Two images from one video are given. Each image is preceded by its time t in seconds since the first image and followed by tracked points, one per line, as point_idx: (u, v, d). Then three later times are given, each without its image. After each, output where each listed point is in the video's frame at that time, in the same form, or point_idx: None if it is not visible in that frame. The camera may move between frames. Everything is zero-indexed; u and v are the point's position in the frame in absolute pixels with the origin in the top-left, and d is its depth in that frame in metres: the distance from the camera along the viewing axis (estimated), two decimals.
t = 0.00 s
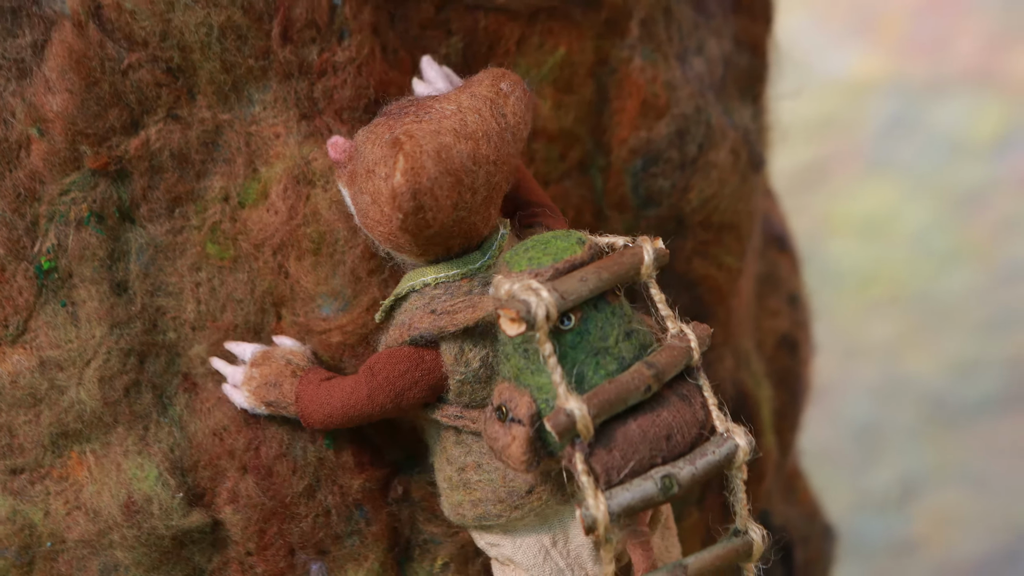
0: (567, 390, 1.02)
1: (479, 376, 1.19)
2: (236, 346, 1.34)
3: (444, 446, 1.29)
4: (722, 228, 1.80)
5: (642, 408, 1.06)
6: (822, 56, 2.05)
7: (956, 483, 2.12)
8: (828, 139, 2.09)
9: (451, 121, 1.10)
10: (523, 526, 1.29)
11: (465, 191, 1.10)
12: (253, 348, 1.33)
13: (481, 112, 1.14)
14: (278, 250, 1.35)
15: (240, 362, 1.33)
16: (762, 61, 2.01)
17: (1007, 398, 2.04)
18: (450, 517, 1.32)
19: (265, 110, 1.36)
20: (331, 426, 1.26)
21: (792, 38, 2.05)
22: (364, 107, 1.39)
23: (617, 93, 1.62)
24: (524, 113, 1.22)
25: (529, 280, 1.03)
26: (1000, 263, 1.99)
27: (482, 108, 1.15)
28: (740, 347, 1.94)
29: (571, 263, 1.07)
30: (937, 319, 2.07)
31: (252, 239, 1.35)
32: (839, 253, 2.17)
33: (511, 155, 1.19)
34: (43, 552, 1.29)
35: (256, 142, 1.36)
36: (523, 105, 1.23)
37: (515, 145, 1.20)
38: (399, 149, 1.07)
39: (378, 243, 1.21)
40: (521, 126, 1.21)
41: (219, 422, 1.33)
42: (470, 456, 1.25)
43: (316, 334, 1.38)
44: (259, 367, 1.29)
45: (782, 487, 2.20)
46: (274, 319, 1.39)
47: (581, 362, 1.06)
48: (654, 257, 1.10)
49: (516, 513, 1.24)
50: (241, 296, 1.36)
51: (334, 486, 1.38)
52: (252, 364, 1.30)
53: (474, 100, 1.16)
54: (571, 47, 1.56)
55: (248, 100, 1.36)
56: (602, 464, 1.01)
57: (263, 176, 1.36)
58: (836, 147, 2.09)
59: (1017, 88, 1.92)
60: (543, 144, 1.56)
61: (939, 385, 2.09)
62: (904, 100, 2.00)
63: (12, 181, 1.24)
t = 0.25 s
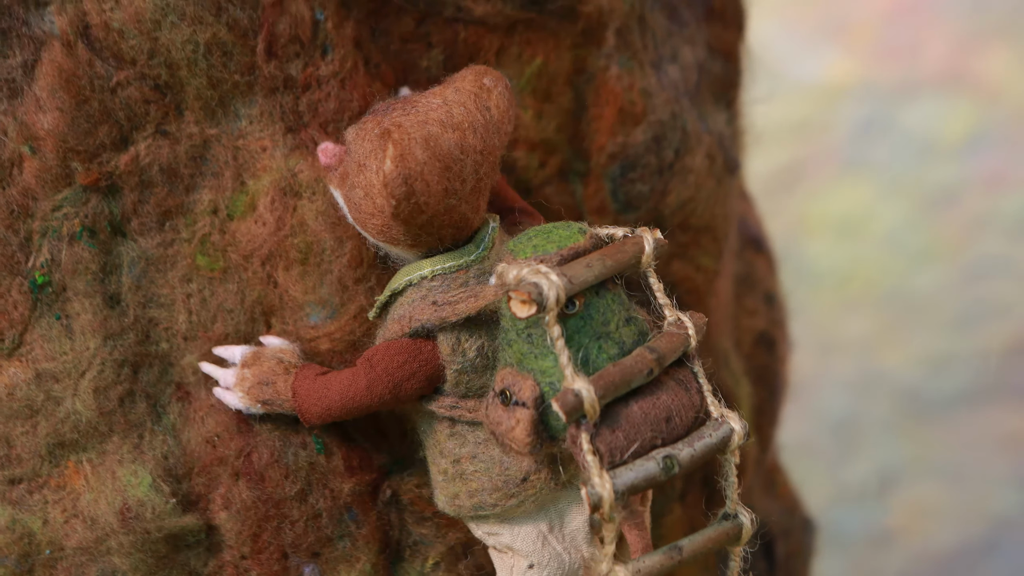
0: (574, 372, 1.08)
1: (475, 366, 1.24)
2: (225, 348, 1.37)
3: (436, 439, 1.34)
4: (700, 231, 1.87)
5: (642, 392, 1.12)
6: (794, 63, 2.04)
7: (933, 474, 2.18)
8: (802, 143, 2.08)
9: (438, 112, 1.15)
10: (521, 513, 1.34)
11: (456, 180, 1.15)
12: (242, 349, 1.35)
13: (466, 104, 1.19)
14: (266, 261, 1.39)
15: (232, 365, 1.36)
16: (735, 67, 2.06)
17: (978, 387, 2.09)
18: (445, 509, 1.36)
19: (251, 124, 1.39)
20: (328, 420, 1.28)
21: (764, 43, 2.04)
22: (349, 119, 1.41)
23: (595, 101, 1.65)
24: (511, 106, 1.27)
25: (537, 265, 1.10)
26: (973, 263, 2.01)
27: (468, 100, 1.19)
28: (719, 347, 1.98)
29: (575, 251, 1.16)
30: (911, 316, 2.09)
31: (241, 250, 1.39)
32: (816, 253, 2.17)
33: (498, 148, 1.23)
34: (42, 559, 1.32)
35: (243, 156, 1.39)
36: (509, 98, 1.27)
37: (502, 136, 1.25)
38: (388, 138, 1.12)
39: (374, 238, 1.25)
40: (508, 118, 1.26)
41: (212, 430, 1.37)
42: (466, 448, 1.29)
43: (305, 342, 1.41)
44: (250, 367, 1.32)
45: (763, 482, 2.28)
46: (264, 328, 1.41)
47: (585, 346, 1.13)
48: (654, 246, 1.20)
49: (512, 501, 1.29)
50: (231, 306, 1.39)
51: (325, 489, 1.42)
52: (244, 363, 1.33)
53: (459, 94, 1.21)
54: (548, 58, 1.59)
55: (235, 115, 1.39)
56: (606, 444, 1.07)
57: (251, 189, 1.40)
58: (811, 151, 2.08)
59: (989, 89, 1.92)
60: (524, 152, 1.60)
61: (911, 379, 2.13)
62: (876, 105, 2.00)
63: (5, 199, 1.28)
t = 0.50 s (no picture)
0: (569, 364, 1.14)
1: (468, 373, 1.28)
2: (220, 363, 1.40)
3: (431, 448, 1.38)
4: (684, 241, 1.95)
5: (635, 383, 1.18)
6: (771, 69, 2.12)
7: (913, 480, 2.22)
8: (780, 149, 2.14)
9: (421, 125, 1.20)
10: (515, 517, 1.37)
11: (443, 188, 1.20)
12: (237, 363, 1.39)
13: (447, 116, 1.24)
14: (261, 276, 1.43)
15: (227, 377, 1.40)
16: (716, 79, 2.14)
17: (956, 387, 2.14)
18: (440, 517, 1.39)
19: (244, 143, 1.43)
20: (324, 430, 1.32)
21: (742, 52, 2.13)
22: (339, 137, 1.46)
23: (580, 116, 1.72)
24: (490, 116, 1.32)
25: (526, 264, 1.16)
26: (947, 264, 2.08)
27: (448, 113, 1.25)
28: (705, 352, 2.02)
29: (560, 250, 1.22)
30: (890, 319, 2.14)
31: (236, 267, 1.42)
32: (798, 258, 2.20)
33: (481, 157, 1.28)
34: (46, 572, 1.35)
35: (236, 175, 1.43)
36: (487, 109, 1.32)
37: (483, 147, 1.30)
38: (376, 151, 1.17)
39: (365, 254, 1.30)
40: (487, 130, 1.31)
41: (211, 442, 1.40)
42: (461, 454, 1.33)
43: (299, 355, 1.44)
44: (247, 380, 1.36)
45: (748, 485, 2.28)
46: (260, 342, 1.45)
47: (578, 342, 1.20)
48: (637, 241, 1.26)
49: (506, 506, 1.31)
50: (227, 321, 1.42)
51: (322, 499, 1.45)
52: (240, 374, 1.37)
53: (439, 107, 1.26)
54: (533, 74, 1.65)
55: (228, 135, 1.42)
56: (605, 433, 1.12)
57: (245, 207, 1.43)
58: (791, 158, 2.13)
59: (961, 96, 2.01)
60: (511, 167, 1.64)
61: (892, 383, 2.17)
62: (852, 109, 2.07)
63: (4, 220, 1.31)
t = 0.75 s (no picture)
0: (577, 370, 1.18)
1: (471, 379, 1.33)
2: (224, 366, 1.43)
3: (437, 453, 1.41)
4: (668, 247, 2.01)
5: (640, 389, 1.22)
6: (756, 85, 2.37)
7: (895, 481, 2.40)
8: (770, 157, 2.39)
9: (420, 137, 1.25)
10: (518, 520, 1.40)
11: (444, 199, 1.24)
12: (242, 367, 1.42)
13: (444, 129, 1.29)
14: (255, 289, 1.46)
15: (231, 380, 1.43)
16: (697, 89, 2.38)
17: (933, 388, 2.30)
18: (444, 520, 1.42)
19: (238, 158, 1.46)
20: (329, 438, 1.34)
21: (728, 67, 2.39)
22: (330, 151, 1.50)
23: (565, 128, 1.78)
24: (481, 128, 1.37)
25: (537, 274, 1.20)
26: (920, 269, 2.28)
27: (445, 126, 1.30)
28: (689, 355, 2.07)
29: (568, 259, 1.27)
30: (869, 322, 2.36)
31: (231, 279, 1.45)
32: (783, 262, 2.48)
33: (475, 168, 1.32)
34: None
35: (230, 191, 1.46)
36: (480, 122, 1.38)
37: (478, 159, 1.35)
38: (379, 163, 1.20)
39: (368, 264, 1.33)
40: (480, 142, 1.36)
41: (210, 452, 1.43)
42: (464, 458, 1.36)
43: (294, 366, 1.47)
44: (250, 386, 1.38)
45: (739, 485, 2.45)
46: (255, 352, 1.47)
47: (585, 349, 1.24)
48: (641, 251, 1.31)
49: (510, 509, 1.35)
50: (223, 333, 1.45)
51: (318, 505, 1.48)
52: (246, 380, 1.40)
53: (437, 120, 1.31)
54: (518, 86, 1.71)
55: (221, 150, 1.46)
56: (613, 438, 1.15)
57: (239, 221, 1.46)
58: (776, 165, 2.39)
59: (936, 102, 2.17)
60: (498, 178, 1.70)
61: (869, 380, 2.39)
62: (835, 120, 2.29)
63: (3, 238, 1.34)
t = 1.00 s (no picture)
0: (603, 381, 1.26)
1: (488, 385, 1.40)
2: (245, 354, 1.48)
3: (447, 459, 1.47)
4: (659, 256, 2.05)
5: (658, 401, 1.35)
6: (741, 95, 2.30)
7: (884, 484, 2.18)
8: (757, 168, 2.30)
9: (441, 151, 1.35)
10: (524, 524, 1.47)
11: (465, 208, 1.34)
12: (262, 357, 1.47)
13: (459, 145, 1.40)
14: (254, 305, 1.50)
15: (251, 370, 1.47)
16: (684, 104, 2.39)
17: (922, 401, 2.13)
18: (451, 526, 1.49)
19: (234, 177, 1.49)
20: (346, 439, 1.41)
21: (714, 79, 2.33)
22: (324, 169, 1.54)
23: (555, 142, 1.83)
24: (488, 142, 1.49)
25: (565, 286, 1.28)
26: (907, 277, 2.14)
27: (459, 141, 1.41)
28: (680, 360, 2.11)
29: (594, 272, 1.38)
30: (856, 330, 2.20)
31: (229, 296, 1.48)
32: (769, 271, 2.34)
33: (487, 179, 1.43)
34: None
35: (227, 209, 1.49)
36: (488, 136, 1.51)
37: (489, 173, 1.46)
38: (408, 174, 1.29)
39: (387, 274, 1.40)
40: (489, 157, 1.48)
41: (210, 464, 1.46)
42: (476, 464, 1.43)
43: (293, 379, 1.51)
44: (269, 378, 1.43)
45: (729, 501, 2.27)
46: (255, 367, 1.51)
47: (609, 359, 1.36)
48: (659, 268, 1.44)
49: (520, 512, 1.43)
50: (222, 348, 1.49)
51: (318, 515, 1.51)
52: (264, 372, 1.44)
53: (452, 135, 1.43)
54: (508, 103, 1.76)
55: (218, 169, 1.49)
56: (634, 447, 1.27)
57: (236, 238, 1.49)
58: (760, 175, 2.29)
59: (918, 112, 2.09)
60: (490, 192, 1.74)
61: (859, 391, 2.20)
62: (817, 130, 2.21)
63: (6, 257, 1.37)
